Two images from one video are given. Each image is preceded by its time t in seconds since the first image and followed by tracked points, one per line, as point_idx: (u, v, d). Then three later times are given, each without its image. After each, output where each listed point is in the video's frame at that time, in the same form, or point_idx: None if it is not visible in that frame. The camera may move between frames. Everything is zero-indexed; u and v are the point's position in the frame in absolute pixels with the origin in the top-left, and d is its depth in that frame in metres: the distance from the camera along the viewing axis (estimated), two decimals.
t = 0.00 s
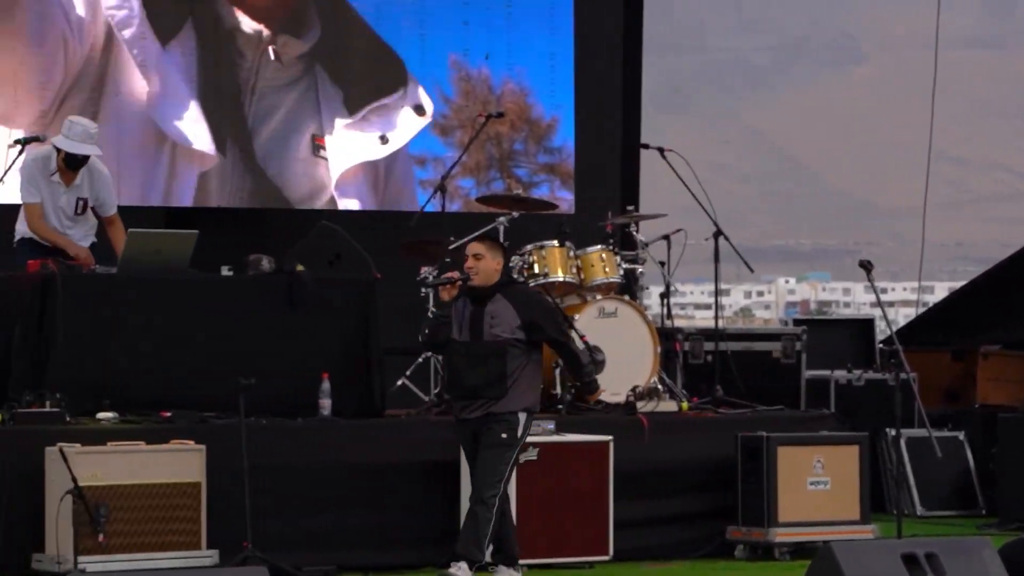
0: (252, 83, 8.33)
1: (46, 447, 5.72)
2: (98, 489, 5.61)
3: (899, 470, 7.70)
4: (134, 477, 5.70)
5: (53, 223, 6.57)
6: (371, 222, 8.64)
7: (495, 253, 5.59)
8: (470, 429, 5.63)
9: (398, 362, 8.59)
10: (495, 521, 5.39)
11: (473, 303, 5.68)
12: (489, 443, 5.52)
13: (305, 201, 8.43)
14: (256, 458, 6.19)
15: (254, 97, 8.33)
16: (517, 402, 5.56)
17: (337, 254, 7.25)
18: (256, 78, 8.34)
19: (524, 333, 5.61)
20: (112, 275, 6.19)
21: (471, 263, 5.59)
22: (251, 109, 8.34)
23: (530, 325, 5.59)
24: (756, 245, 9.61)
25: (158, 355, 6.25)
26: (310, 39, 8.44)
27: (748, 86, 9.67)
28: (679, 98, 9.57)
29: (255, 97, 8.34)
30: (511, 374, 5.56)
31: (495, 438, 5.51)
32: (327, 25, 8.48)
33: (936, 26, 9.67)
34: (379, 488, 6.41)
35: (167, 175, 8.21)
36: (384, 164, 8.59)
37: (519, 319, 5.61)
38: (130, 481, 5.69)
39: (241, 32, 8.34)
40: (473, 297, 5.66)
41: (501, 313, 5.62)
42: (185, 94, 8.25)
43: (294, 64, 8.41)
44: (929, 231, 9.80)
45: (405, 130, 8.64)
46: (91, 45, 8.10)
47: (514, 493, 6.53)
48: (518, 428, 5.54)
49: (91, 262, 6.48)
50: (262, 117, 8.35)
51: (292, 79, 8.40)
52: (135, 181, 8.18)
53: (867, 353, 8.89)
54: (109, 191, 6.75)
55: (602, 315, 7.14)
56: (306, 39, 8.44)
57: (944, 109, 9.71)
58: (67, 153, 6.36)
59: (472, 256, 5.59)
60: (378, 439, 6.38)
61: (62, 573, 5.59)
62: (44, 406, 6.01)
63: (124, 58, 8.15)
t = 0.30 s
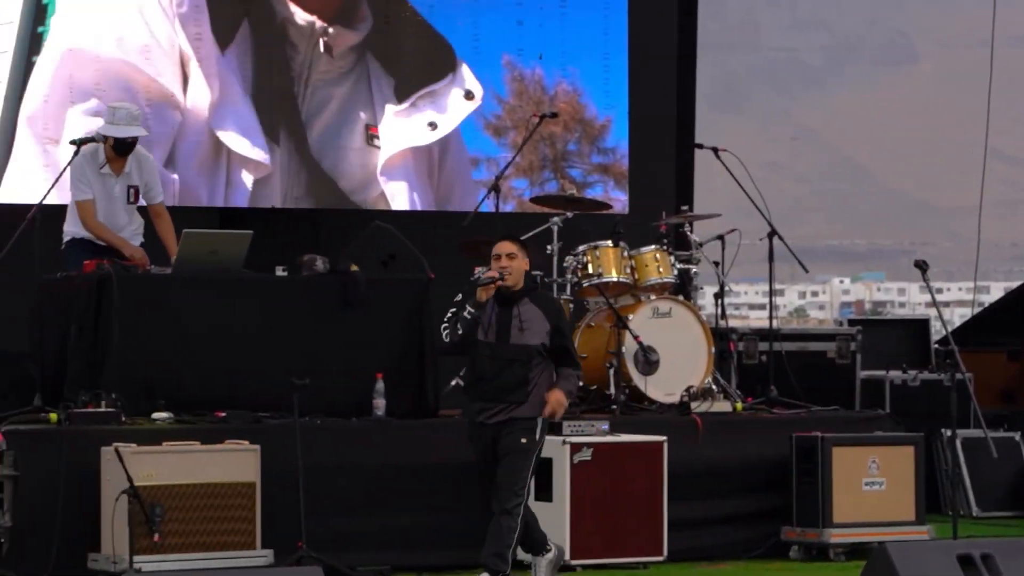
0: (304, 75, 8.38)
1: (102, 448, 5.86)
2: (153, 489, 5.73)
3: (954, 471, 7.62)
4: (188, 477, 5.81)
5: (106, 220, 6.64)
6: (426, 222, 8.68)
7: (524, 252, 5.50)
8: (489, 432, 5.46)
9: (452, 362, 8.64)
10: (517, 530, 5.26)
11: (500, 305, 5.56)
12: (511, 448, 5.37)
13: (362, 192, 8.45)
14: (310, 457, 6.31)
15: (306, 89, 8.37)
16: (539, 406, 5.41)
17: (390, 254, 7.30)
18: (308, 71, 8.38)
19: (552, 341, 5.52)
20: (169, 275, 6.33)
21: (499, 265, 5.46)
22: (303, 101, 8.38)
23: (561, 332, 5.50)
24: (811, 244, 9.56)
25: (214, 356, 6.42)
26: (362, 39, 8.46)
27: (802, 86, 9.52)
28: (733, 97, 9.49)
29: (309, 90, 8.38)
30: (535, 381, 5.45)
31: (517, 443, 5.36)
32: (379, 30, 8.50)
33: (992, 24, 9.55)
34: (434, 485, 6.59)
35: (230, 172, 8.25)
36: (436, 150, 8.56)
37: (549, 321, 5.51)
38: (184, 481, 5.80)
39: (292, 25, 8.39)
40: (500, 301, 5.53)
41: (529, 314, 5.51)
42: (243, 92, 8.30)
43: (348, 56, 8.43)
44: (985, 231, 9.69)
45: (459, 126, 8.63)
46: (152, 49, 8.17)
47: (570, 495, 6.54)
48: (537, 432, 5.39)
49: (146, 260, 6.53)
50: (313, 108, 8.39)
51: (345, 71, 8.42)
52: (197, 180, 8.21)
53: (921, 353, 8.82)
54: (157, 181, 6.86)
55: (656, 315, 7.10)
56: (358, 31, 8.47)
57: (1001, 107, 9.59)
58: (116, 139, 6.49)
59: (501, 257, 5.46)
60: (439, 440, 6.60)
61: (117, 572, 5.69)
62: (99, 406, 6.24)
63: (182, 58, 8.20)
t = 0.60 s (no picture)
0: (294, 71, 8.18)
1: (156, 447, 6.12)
2: (205, 490, 5.93)
3: (1009, 472, 7.55)
4: (240, 478, 6.02)
5: (161, 228, 6.79)
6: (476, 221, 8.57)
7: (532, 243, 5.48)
8: (517, 431, 5.45)
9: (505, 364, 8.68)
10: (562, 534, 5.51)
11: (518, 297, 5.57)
12: (545, 453, 5.43)
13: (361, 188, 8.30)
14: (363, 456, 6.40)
15: (299, 85, 8.19)
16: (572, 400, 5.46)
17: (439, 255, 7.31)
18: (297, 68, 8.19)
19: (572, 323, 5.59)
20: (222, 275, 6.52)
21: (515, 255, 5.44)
22: (296, 98, 8.20)
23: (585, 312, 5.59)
24: (865, 244, 9.36)
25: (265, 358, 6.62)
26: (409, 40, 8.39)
27: (853, 85, 9.38)
28: (785, 97, 9.35)
29: (298, 86, 8.18)
30: (568, 368, 5.50)
31: (554, 447, 5.42)
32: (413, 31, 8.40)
33: None
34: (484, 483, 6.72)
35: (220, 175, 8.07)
36: (435, 138, 8.46)
37: (570, 307, 5.59)
38: (235, 482, 6.00)
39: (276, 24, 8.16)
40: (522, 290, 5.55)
41: (549, 301, 5.57)
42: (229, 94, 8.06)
43: (337, 53, 8.24)
44: None
45: (471, 118, 8.56)
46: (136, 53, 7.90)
47: (621, 495, 6.56)
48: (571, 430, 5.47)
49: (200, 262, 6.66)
50: (306, 105, 8.20)
51: (336, 67, 8.24)
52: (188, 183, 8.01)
53: (976, 353, 8.75)
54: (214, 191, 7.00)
55: (708, 316, 7.08)
56: (344, 28, 8.26)
57: None
58: (182, 163, 6.62)
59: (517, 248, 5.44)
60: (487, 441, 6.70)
61: (171, 572, 5.92)
62: (153, 406, 6.41)
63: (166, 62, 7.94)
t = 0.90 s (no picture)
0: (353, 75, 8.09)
1: (209, 447, 6.14)
2: (259, 489, 5.93)
3: None
4: (292, 477, 6.03)
5: (226, 227, 6.91)
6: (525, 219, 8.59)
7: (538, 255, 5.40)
8: (538, 445, 5.39)
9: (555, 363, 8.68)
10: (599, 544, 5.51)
11: (524, 308, 5.48)
12: (573, 466, 5.41)
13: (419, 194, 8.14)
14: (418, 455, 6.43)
15: (359, 89, 8.09)
16: (589, 412, 5.42)
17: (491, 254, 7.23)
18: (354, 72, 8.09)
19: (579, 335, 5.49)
20: (277, 275, 6.55)
21: (518, 266, 5.34)
22: (356, 101, 8.10)
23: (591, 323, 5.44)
24: (919, 243, 9.35)
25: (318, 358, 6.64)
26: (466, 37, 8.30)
27: (908, 83, 9.38)
28: (838, 96, 9.34)
29: (357, 90, 8.09)
30: (581, 380, 5.44)
31: (579, 460, 5.40)
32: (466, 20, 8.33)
33: None
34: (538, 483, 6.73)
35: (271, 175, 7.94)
36: (495, 144, 8.34)
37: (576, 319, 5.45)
38: (288, 482, 6.01)
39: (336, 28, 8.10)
40: (524, 302, 5.43)
41: (555, 314, 5.47)
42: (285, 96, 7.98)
43: (395, 57, 8.15)
44: None
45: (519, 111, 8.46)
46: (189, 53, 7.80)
47: (675, 495, 6.54)
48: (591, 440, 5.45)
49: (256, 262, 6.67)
50: (365, 109, 8.10)
51: (394, 72, 8.13)
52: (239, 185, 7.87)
53: None
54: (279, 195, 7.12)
55: (762, 315, 7.08)
56: (404, 32, 8.18)
57: None
58: (246, 168, 6.77)
59: (519, 259, 5.35)
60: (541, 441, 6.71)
61: (225, 571, 5.93)
62: (206, 406, 6.43)
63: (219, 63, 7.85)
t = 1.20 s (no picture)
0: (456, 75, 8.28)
1: (254, 446, 6.13)
2: (303, 489, 5.90)
3: None
4: (335, 477, 5.99)
5: (279, 225, 6.95)
6: (566, 219, 8.57)
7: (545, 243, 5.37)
8: (539, 437, 5.36)
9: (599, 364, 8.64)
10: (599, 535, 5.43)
11: (527, 300, 5.43)
12: (574, 455, 5.30)
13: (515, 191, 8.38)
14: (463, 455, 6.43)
15: (461, 88, 8.29)
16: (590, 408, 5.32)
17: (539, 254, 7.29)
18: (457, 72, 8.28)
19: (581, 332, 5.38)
20: (320, 275, 6.54)
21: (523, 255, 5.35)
22: (460, 100, 8.30)
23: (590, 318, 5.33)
24: (964, 243, 9.24)
25: (362, 358, 6.64)
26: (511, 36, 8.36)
27: (954, 84, 9.23)
28: (886, 96, 9.22)
29: (461, 89, 8.28)
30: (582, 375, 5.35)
31: (580, 449, 5.30)
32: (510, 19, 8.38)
33: None
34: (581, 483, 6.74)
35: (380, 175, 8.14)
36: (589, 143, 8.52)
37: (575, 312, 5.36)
38: (332, 482, 5.97)
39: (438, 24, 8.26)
40: (526, 295, 5.39)
41: (558, 308, 5.40)
42: (394, 94, 8.18)
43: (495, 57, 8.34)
44: None
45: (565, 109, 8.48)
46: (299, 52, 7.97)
47: (718, 495, 6.52)
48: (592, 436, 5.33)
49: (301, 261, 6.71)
50: (469, 108, 8.30)
51: (495, 71, 8.34)
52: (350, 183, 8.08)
53: None
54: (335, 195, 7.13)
55: (806, 315, 7.07)
56: (505, 31, 8.37)
57: None
58: (298, 164, 6.74)
59: (526, 247, 5.35)
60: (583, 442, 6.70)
61: (270, 571, 5.89)
62: (250, 406, 6.48)
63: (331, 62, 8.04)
